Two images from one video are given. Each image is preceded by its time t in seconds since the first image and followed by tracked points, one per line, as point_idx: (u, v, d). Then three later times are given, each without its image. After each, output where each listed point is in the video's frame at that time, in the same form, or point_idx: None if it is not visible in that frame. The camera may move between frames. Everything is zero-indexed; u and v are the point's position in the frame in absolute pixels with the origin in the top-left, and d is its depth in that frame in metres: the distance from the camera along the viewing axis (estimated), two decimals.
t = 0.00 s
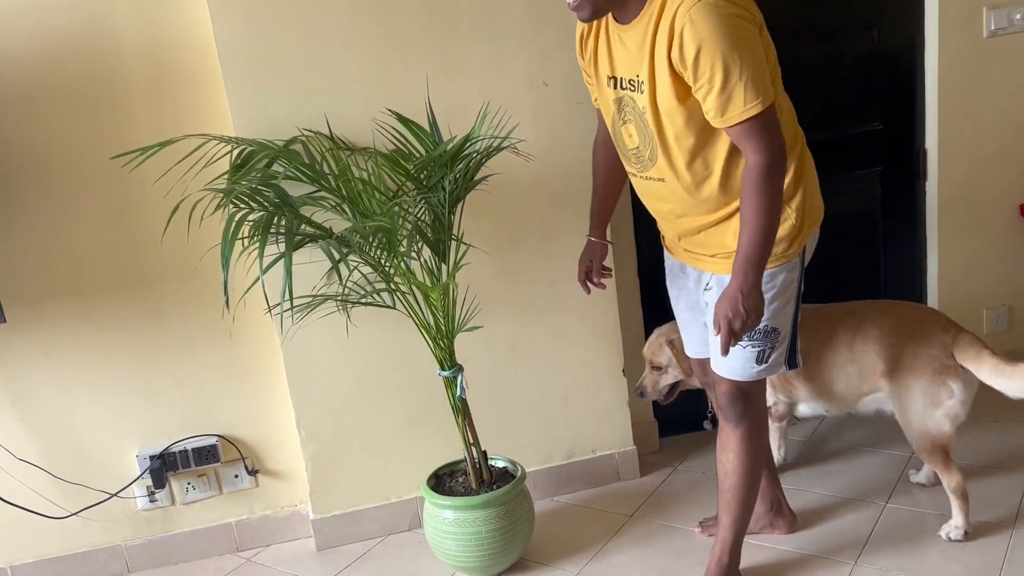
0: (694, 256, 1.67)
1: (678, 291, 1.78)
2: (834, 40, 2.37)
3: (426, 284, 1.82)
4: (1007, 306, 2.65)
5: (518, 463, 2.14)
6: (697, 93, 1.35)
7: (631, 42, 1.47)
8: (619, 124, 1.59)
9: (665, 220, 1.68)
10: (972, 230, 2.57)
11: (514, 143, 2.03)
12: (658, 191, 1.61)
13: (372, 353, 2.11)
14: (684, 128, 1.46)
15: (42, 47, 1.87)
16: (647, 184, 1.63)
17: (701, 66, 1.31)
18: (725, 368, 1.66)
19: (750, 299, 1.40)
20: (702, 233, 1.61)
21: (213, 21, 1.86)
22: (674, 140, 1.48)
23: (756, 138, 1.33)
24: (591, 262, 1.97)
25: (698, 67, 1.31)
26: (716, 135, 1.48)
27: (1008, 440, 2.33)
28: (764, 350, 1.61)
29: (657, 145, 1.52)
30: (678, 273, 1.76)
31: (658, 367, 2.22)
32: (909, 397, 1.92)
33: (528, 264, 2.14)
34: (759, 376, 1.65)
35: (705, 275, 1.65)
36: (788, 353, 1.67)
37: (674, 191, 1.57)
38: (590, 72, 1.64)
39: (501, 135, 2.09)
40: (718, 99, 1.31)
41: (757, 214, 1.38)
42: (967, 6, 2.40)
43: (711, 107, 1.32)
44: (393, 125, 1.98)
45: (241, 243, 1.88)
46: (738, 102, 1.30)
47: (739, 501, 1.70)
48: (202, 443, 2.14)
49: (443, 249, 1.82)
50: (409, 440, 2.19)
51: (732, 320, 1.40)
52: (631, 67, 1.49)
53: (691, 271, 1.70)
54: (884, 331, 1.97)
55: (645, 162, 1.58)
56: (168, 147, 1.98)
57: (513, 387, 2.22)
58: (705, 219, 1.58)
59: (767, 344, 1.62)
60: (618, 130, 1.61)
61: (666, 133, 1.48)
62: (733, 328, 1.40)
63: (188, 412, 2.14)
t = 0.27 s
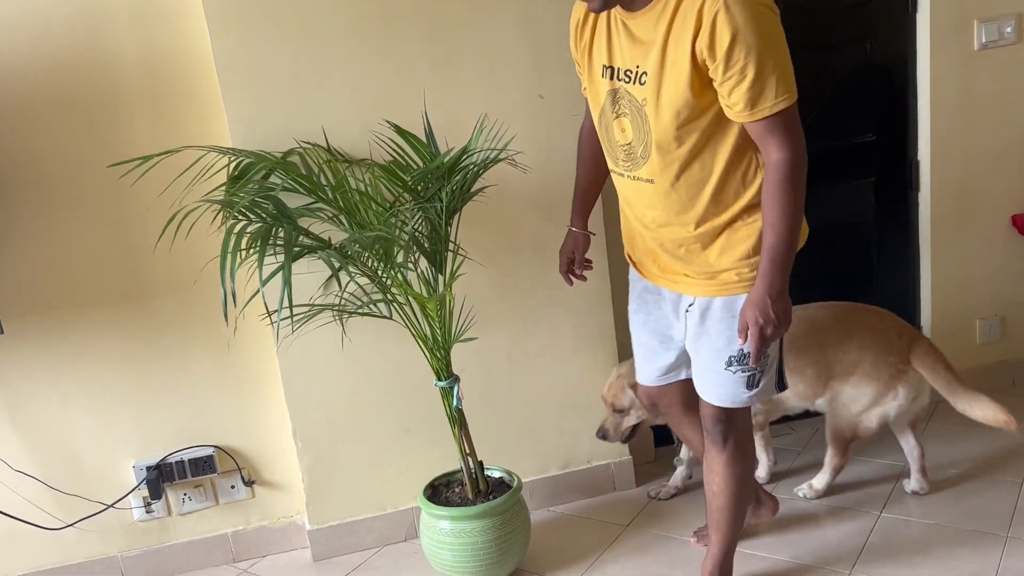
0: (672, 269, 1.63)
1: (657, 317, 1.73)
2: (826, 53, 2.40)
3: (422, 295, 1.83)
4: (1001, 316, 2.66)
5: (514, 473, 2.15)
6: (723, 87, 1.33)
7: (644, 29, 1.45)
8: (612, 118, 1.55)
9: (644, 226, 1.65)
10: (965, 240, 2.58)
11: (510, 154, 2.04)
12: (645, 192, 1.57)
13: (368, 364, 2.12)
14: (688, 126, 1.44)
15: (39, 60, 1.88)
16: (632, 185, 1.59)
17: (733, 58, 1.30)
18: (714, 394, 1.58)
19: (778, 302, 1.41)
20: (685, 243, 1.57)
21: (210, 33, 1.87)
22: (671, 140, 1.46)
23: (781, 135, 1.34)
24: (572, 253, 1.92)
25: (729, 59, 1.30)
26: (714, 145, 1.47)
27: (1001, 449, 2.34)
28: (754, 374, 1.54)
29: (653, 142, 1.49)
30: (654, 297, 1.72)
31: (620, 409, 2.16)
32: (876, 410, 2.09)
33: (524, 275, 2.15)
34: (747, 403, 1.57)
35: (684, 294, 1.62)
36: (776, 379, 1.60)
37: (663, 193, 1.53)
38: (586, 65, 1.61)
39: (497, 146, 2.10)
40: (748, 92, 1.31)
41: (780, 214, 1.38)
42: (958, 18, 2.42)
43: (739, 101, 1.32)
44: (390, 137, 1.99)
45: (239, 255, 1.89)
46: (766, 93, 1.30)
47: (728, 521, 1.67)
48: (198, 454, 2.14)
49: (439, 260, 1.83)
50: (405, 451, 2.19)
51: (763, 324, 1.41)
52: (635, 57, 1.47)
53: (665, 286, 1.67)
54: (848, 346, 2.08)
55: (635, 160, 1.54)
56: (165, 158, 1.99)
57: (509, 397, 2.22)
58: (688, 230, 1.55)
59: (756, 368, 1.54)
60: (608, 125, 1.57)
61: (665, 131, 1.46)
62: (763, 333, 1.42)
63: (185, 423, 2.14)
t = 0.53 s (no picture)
0: (666, 285, 1.51)
1: (638, 345, 1.61)
2: (818, 66, 2.42)
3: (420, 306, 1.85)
4: (992, 325, 2.69)
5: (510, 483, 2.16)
6: (736, 77, 1.29)
7: (646, 24, 1.38)
8: (611, 119, 1.45)
9: (636, 239, 1.53)
10: (956, 250, 2.61)
11: (506, 166, 2.06)
12: (644, 196, 1.47)
13: (365, 375, 2.13)
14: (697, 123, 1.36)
15: (40, 74, 1.90)
16: (630, 191, 1.49)
17: (750, 45, 1.25)
18: (720, 417, 1.54)
19: (762, 292, 1.33)
20: (684, 254, 1.46)
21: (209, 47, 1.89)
22: (682, 138, 1.37)
23: (791, 126, 1.30)
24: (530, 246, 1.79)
25: (746, 46, 1.25)
26: (719, 149, 1.40)
27: (993, 456, 2.36)
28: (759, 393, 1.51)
29: (661, 141, 1.39)
30: (639, 321, 1.59)
31: (573, 456, 2.17)
32: (838, 410, 2.18)
33: (520, 285, 2.17)
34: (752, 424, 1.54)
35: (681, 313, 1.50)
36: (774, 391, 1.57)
37: (668, 196, 1.43)
38: (580, 68, 1.52)
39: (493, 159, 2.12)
40: (764, 81, 1.26)
41: (779, 204, 1.33)
42: (948, 31, 2.45)
43: (756, 89, 1.27)
44: (387, 149, 2.01)
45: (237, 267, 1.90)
46: (783, 84, 1.26)
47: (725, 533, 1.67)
48: (196, 464, 2.15)
49: (436, 271, 1.85)
50: (402, 461, 2.21)
51: (744, 314, 1.32)
52: (639, 54, 1.39)
53: (656, 308, 1.54)
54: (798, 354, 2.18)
55: (637, 164, 1.45)
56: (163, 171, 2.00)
57: (505, 407, 2.24)
58: (690, 240, 1.44)
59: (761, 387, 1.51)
60: (607, 127, 1.47)
61: (675, 128, 1.37)
62: (744, 325, 1.32)
63: (183, 434, 2.15)
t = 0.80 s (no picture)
0: (661, 307, 1.37)
1: (639, 374, 1.44)
2: (810, 73, 2.44)
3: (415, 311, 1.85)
4: (984, 330, 2.70)
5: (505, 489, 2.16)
6: (719, 73, 1.17)
7: (626, 24, 1.26)
8: (597, 131, 1.33)
9: (625, 259, 1.39)
10: (948, 255, 2.62)
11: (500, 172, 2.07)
12: (633, 210, 1.33)
13: (359, 381, 2.13)
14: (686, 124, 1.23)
15: (34, 82, 1.90)
16: (618, 205, 1.36)
17: (731, 38, 1.14)
18: (730, 439, 1.42)
19: (734, 294, 1.18)
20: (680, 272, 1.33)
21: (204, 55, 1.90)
22: (677, 142, 1.24)
23: (778, 121, 1.18)
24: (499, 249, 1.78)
25: (726, 40, 1.14)
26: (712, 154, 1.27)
27: (985, 460, 2.37)
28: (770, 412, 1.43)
29: (652, 146, 1.27)
30: (640, 348, 1.42)
31: (551, 479, 2.07)
32: (813, 406, 2.25)
33: (514, 291, 2.18)
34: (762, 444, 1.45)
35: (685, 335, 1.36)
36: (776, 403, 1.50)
37: (660, 206, 1.30)
38: (559, 80, 1.40)
39: (487, 165, 2.13)
40: (745, 76, 1.14)
41: (761, 202, 1.19)
42: (939, 38, 2.47)
43: (739, 84, 1.15)
44: (382, 155, 2.02)
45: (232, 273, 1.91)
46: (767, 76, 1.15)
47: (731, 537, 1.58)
48: (190, 471, 2.15)
49: (431, 277, 1.85)
50: (396, 467, 2.21)
51: (710, 314, 1.18)
52: (620, 58, 1.26)
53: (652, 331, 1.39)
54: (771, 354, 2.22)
55: (625, 175, 1.32)
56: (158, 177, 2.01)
57: (500, 413, 2.24)
58: (688, 253, 1.31)
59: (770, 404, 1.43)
60: (591, 140, 1.34)
61: (668, 131, 1.24)
62: (709, 326, 1.18)
63: (177, 440, 2.15)
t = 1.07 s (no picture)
0: (638, 323, 1.30)
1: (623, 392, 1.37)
2: (800, 79, 2.45)
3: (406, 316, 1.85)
4: (974, 335, 2.71)
5: (496, 493, 2.16)
6: (691, 66, 1.09)
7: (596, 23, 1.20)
8: (569, 139, 1.27)
9: (604, 273, 1.32)
10: (938, 260, 2.63)
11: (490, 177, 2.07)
12: (608, 220, 1.26)
13: (350, 386, 2.13)
14: (659, 125, 1.16)
15: (24, 87, 1.90)
16: (592, 216, 1.29)
17: (702, 26, 1.06)
18: (706, 481, 1.32)
19: (762, 307, 1.11)
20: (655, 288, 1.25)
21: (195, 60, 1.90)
22: (642, 145, 1.17)
23: (766, 114, 1.09)
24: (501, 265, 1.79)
25: (698, 28, 1.06)
26: (687, 159, 1.18)
27: (975, 464, 2.38)
28: (756, 453, 1.30)
29: (621, 151, 1.20)
30: (628, 370, 1.35)
31: (535, 500, 2.05)
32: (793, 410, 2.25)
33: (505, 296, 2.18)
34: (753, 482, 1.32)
35: (663, 354, 1.28)
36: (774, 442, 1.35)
37: (635, 213, 1.22)
38: (534, 91, 1.35)
39: (478, 170, 2.13)
40: (720, 67, 1.07)
41: (765, 202, 1.10)
42: (927, 44, 2.48)
43: (715, 76, 1.07)
44: (372, 161, 2.02)
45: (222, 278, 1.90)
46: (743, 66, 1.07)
47: None
48: (180, 477, 2.14)
49: (422, 282, 1.86)
50: (388, 472, 2.20)
51: (742, 333, 1.12)
52: (591, 59, 1.21)
53: (633, 349, 1.32)
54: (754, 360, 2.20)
55: (597, 184, 1.26)
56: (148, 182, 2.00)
57: (491, 418, 2.24)
58: (664, 268, 1.23)
59: (757, 444, 1.30)
60: (565, 148, 1.29)
61: (634, 134, 1.17)
62: (742, 346, 1.12)
63: (168, 446, 2.14)
